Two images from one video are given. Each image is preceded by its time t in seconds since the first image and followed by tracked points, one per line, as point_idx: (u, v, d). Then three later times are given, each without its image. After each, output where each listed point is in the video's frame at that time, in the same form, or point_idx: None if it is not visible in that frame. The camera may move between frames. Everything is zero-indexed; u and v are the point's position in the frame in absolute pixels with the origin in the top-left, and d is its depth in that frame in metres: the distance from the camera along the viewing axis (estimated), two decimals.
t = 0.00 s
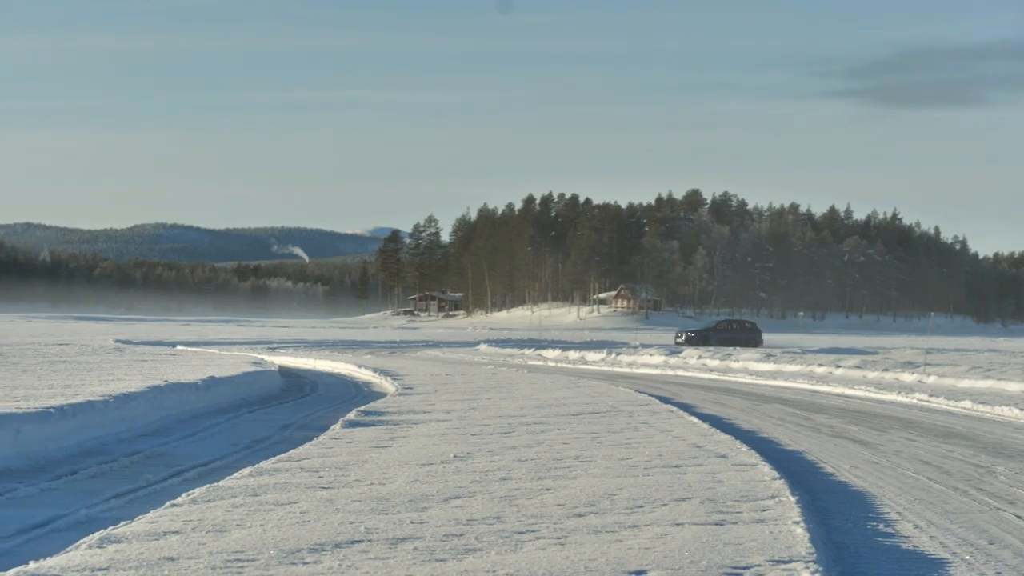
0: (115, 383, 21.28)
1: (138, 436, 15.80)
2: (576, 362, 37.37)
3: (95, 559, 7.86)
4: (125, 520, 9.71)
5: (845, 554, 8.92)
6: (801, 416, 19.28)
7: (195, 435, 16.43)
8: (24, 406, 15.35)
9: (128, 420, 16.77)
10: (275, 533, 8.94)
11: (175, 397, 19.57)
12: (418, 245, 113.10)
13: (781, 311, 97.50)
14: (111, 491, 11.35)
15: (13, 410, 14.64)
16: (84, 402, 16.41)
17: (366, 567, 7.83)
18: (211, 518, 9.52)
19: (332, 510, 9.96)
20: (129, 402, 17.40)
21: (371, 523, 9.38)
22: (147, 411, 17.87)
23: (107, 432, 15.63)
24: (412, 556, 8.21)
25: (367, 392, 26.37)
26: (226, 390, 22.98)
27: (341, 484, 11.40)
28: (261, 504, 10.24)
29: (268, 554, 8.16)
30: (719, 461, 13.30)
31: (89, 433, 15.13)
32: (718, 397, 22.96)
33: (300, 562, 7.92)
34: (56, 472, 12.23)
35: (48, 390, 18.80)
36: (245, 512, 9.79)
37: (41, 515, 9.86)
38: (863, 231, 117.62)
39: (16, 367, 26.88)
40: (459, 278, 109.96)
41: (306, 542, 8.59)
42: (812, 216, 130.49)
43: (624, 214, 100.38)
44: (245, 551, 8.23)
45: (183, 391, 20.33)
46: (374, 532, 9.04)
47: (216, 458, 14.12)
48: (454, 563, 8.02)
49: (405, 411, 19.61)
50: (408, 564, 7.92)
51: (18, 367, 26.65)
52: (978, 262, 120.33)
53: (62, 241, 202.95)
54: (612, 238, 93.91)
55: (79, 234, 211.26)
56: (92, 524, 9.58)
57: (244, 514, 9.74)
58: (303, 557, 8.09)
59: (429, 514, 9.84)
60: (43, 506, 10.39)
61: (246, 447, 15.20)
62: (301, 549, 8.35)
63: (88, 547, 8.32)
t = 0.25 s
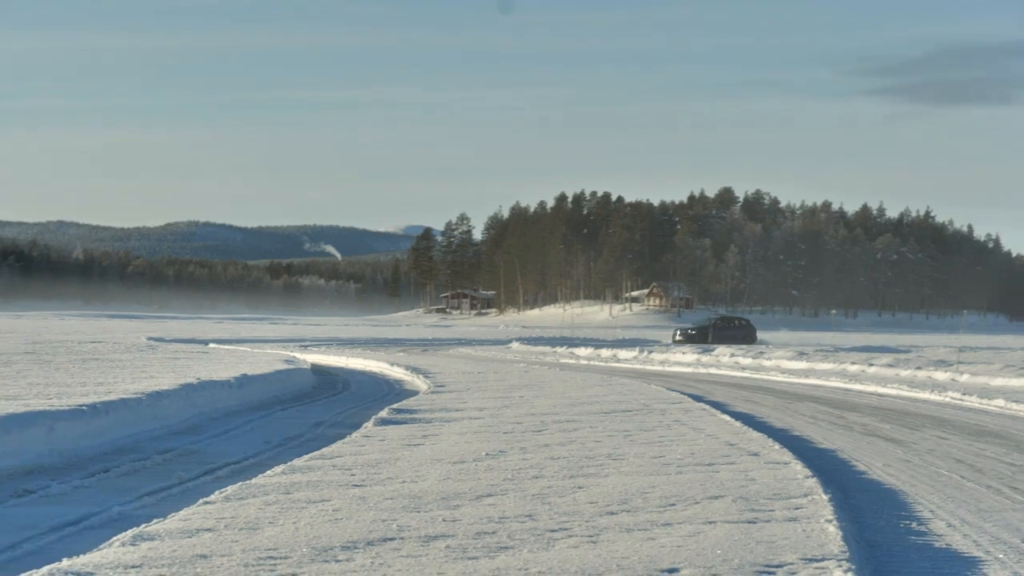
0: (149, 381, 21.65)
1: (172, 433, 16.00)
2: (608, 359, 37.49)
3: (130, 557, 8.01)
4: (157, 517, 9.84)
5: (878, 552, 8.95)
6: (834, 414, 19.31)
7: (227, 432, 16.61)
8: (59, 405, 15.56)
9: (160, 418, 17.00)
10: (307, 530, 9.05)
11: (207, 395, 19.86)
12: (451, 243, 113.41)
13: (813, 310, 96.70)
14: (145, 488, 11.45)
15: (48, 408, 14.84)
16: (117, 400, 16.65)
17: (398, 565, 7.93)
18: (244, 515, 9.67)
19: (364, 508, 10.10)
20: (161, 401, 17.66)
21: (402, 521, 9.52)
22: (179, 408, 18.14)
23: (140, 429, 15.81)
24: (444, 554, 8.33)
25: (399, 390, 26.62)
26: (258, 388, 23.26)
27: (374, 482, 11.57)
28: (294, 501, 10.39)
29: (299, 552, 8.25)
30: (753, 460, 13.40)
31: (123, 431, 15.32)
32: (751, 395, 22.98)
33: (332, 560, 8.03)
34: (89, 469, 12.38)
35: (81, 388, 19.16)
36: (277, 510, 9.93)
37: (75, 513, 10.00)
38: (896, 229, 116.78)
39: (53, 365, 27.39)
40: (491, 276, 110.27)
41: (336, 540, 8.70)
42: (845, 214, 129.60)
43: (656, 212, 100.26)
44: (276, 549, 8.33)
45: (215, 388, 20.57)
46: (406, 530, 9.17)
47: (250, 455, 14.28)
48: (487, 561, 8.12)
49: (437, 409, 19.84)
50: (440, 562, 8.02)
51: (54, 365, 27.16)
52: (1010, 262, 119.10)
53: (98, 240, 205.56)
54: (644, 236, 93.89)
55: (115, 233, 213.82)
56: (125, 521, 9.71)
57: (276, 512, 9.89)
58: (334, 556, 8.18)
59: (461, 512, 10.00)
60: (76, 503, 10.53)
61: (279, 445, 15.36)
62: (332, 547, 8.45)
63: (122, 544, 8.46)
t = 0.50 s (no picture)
0: (188, 378, 21.95)
1: (209, 430, 16.09)
2: (644, 357, 37.53)
3: (168, 553, 8.09)
4: (194, 514, 9.88)
5: (915, 550, 9.05)
6: (872, 412, 19.29)
7: (265, 430, 16.70)
8: (97, 402, 15.71)
9: (198, 414, 17.16)
10: (343, 527, 9.16)
11: (244, 393, 20.06)
12: (488, 240, 113.79)
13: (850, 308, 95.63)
14: (183, 485, 11.49)
15: (86, 406, 14.95)
16: (155, 397, 16.80)
17: (435, 562, 8.04)
18: (281, 513, 9.77)
19: (402, 505, 10.23)
20: (198, 398, 17.80)
21: (440, 518, 9.66)
22: (217, 406, 18.30)
23: (178, 426, 15.90)
24: (481, 551, 8.43)
25: (436, 387, 26.82)
26: (295, 386, 23.48)
27: (411, 479, 11.70)
28: (331, 499, 10.51)
29: (335, 550, 8.35)
30: (789, 458, 13.46)
31: (160, 428, 15.41)
32: (788, 393, 22.97)
33: (369, 556, 8.14)
34: (127, 467, 12.43)
35: (121, 386, 19.50)
36: (314, 508, 10.04)
37: (113, 510, 10.03)
38: (934, 227, 115.55)
39: (94, 362, 27.89)
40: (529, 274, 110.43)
41: (374, 537, 8.82)
42: (883, 212, 128.32)
43: (693, 210, 99.83)
44: (313, 546, 8.43)
45: (252, 386, 20.77)
46: (443, 527, 9.29)
47: (288, 452, 14.38)
48: (524, 559, 8.23)
49: (474, 407, 20.02)
50: (478, 560, 8.12)
51: (93, 362, 27.64)
52: None
53: (139, 238, 208.22)
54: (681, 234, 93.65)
55: (155, 231, 216.44)
56: (161, 519, 9.72)
57: (313, 509, 10.00)
58: (372, 553, 8.29)
59: (497, 509, 10.14)
60: (114, 500, 10.57)
61: (315, 442, 15.48)
62: (369, 544, 8.56)
63: (160, 541, 8.53)
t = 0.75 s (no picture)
0: (216, 375, 22.21)
1: (236, 427, 16.18)
2: (671, 354, 37.59)
3: (194, 549, 8.07)
4: (221, 510, 9.87)
5: (943, 546, 9.13)
6: (899, 408, 19.30)
7: (292, 426, 16.83)
8: (124, 398, 15.81)
9: (225, 410, 17.29)
10: (369, 523, 9.12)
11: (271, 390, 20.23)
12: (515, 236, 114.06)
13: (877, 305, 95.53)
14: (211, 481, 11.52)
15: (113, 402, 15.04)
16: (182, 393, 16.94)
17: (463, 558, 8.02)
18: (308, 508, 9.77)
19: (428, 501, 10.22)
20: (225, 394, 17.93)
21: (467, 514, 9.65)
22: (245, 403, 18.45)
23: (204, 423, 16.00)
24: (509, 547, 8.40)
25: (463, 383, 27.00)
26: (321, 382, 23.65)
27: (438, 474, 11.74)
28: (357, 495, 10.46)
29: (363, 546, 8.32)
30: (817, 454, 13.53)
31: (186, 425, 15.48)
32: (815, 389, 22.98)
33: (396, 552, 8.12)
34: (154, 463, 12.48)
35: (148, 382, 19.78)
36: (341, 504, 10.00)
37: (140, 506, 10.03)
38: (962, 223, 114.82)
39: (122, 358, 28.27)
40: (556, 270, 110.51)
41: (402, 533, 8.79)
42: (911, 208, 127.51)
43: (720, 206, 99.56)
44: (340, 542, 8.40)
45: (279, 383, 20.92)
46: (471, 523, 9.28)
47: (316, 448, 14.48)
48: (551, 555, 8.22)
49: (501, 403, 20.19)
50: (505, 556, 8.10)
51: (121, 358, 27.98)
52: None
53: (167, 235, 210.04)
54: (709, 231, 93.45)
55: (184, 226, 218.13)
56: (188, 514, 9.71)
57: (340, 504, 9.97)
58: (399, 549, 8.27)
59: (525, 504, 10.17)
60: (141, 496, 10.57)
61: (343, 438, 15.58)
62: (397, 540, 8.54)
63: (186, 537, 8.50)
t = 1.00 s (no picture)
0: (241, 371, 22.54)
1: (260, 423, 16.36)
2: (696, 350, 37.65)
3: (217, 546, 8.14)
4: (245, 508, 9.97)
5: (967, 543, 9.20)
6: (924, 405, 19.34)
7: (316, 423, 17.07)
8: (149, 395, 15.99)
9: (250, 407, 17.54)
10: (392, 521, 9.18)
11: (296, 386, 20.53)
12: (539, 233, 114.25)
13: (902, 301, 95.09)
14: (236, 477, 11.64)
15: (138, 398, 15.23)
16: (207, 390, 17.18)
17: (487, 556, 8.07)
18: (332, 505, 9.84)
19: (452, 498, 10.28)
20: (250, 391, 18.17)
21: (491, 512, 9.69)
22: (271, 399, 18.71)
23: (228, 420, 16.15)
24: (531, 545, 8.45)
25: (487, 380, 27.22)
26: (345, 379, 23.90)
27: (462, 471, 11.82)
28: (382, 492, 10.54)
29: (387, 543, 8.39)
30: (841, 451, 13.66)
31: (211, 421, 15.64)
32: (839, 386, 23.03)
33: (420, 550, 8.18)
34: (179, 459, 12.63)
35: (173, 379, 20.10)
36: (365, 501, 10.06)
37: (165, 503, 10.15)
38: (988, 220, 113.96)
39: (148, 355, 28.70)
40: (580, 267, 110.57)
41: (426, 530, 8.86)
42: (936, 205, 126.64)
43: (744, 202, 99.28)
44: (364, 540, 8.47)
45: (303, 380, 21.19)
46: (494, 520, 9.33)
47: (340, 444, 14.69)
48: (574, 552, 8.26)
49: (524, 400, 20.39)
50: (528, 553, 8.15)
51: (148, 355, 28.44)
52: None
53: (192, 233, 211.74)
54: (732, 227, 93.25)
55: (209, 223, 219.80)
56: (212, 512, 9.80)
57: (364, 501, 10.05)
58: (423, 546, 8.34)
59: (549, 502, 10.22)
60: (166, 493, 10.69)
61: (368, 434, 15.81)
62: (421, 538, 8.60)
63: (211, 534, 8.59)
